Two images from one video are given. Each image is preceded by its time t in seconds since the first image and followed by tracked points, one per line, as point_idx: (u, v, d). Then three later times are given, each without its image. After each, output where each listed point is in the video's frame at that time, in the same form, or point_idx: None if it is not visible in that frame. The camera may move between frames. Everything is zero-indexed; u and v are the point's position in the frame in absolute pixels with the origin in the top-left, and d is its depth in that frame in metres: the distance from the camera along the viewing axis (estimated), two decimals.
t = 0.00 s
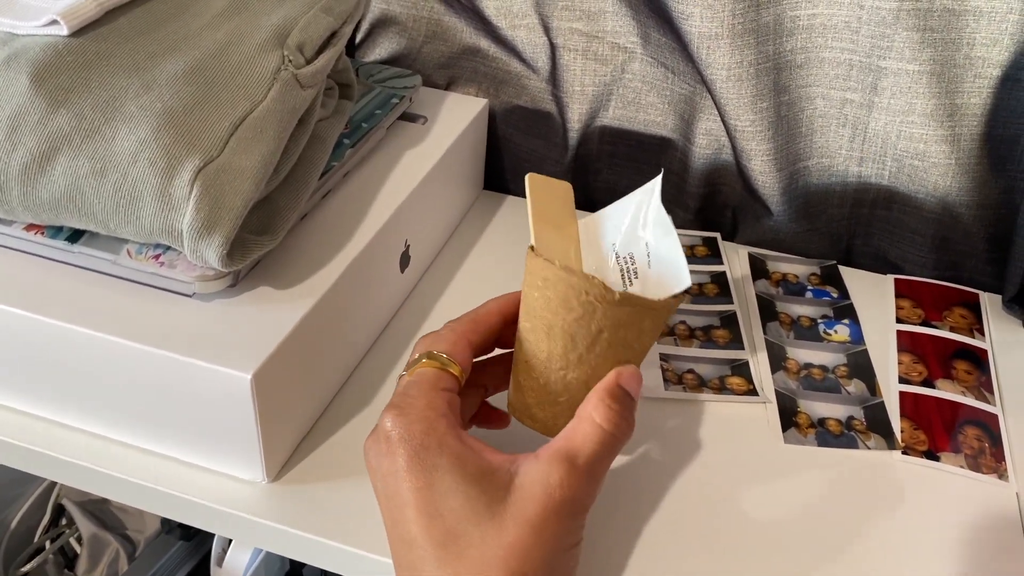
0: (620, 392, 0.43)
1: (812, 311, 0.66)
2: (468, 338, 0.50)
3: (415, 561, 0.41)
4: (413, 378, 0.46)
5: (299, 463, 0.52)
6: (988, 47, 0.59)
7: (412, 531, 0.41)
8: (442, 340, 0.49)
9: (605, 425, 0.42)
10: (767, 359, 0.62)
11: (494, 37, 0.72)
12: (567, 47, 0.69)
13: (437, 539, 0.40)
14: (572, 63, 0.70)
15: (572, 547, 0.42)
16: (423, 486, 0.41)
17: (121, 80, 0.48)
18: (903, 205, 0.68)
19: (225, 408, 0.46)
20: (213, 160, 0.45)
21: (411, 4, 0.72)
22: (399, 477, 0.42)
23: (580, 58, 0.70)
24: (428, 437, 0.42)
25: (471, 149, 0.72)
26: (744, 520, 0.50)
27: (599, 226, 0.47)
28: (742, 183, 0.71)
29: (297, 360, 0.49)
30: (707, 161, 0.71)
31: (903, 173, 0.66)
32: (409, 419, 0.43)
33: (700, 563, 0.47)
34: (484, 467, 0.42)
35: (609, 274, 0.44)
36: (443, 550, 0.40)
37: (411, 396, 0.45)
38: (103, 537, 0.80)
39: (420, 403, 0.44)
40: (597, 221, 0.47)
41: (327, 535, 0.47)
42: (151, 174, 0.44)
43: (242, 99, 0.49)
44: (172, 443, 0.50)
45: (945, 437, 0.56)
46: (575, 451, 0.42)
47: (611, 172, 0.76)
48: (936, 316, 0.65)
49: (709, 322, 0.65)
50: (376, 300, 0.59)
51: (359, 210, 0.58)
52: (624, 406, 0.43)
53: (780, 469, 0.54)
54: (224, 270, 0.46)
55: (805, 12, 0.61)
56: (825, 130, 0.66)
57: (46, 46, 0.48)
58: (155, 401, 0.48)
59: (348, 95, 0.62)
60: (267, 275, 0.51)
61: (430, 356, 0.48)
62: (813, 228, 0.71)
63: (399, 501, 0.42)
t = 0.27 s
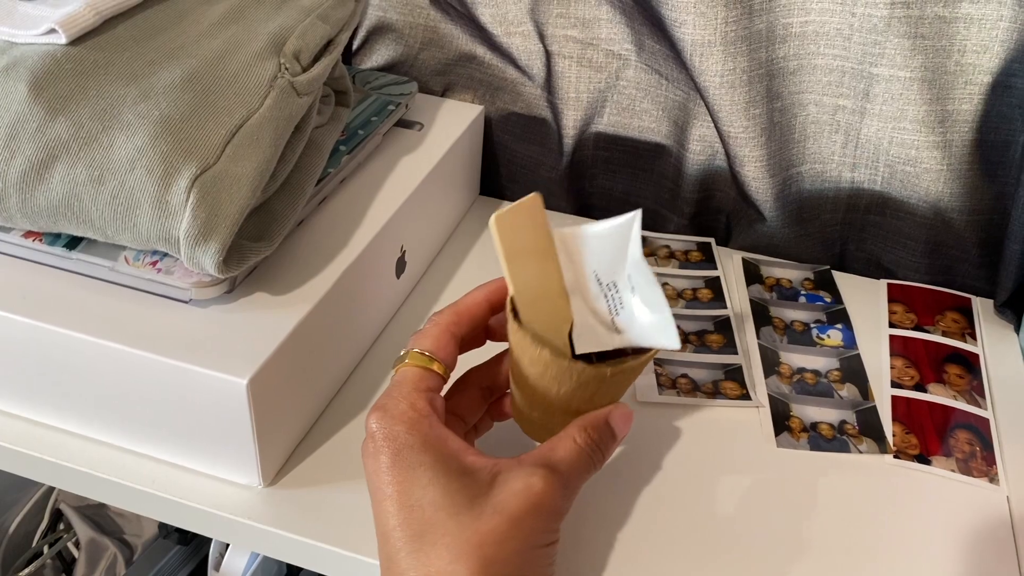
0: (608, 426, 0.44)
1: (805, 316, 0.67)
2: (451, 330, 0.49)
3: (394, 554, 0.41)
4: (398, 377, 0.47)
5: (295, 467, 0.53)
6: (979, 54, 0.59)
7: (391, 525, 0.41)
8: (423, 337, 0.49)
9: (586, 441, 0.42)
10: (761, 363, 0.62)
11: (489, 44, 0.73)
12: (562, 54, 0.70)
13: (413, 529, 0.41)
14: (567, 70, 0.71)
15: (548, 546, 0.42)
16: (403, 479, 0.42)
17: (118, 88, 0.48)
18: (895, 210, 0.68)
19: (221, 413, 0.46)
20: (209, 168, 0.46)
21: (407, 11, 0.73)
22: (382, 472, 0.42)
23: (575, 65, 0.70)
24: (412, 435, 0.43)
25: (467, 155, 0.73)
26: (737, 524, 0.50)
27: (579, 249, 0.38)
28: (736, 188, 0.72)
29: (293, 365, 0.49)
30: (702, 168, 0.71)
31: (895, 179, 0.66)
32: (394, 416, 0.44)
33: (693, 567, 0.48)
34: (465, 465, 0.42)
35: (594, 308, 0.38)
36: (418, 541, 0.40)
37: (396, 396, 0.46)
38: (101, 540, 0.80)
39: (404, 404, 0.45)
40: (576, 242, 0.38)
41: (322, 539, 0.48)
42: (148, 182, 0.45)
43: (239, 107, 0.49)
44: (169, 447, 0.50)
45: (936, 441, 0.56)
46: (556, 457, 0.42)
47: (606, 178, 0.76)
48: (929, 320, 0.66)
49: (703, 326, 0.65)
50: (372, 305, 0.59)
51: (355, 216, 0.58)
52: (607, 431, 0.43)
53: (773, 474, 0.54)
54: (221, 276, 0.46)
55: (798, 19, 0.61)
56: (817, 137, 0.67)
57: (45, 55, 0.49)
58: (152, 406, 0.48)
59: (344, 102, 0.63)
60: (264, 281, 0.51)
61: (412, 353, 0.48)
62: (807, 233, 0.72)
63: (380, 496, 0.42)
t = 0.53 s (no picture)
0: (587, 419, 0.42)
1: (800, 319, 0.67)
2: (412, 327, 0.49)
3: (378, 557, 0.41)
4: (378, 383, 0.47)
5: (289, 470, 0.52)
6: (973, 57, 0.59)
7: (373, 525, 0.41)
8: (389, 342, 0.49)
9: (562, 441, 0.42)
10: (756, 366, 0.62)
11: (484, 48, 0.73)
12: (557, 58, 0.70)
13: (394, 530, 0.40)
14: (562, 74, 0.71)
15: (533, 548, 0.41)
16: (387, 482, 0.42)
17: (112, 91, 0.48)
18: (891, 213, 0.68)
19: (215, 416, 0.46)
20: (203, 170, 0.46)
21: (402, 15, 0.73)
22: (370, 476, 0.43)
23: (570, 68, 0.70)
24: (395, 436, 0.43)
25: (462, 159, 0.73)
26: (732, 527, 0.50)
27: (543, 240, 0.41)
28: (731, 191, 0.72)
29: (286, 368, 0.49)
30: (697, 170, 0.72)
31: (890, 182, 0.66)
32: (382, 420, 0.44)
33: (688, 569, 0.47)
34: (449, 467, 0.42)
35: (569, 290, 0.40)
36: (398, 542, 0.40)
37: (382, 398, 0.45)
38: (95, 545, 0.80)
39: (390, 404, 0.45)
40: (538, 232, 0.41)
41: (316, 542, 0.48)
42: (141, 185, 0.45)
43: (232, 110, 0.49)
44: (163, 451, 0.50)
45: (932, 443, 0.56)
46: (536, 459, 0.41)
47: (601, 181, 0.76)
48: (924, 323, 0.66)
49: (699, 329, 0.65)
50: (367, 308, 0.59)
51: (349, 219, 0.58)
52: (586, 430, 0.42)
53: (768, 477, 0.54)
54: (214, 279, 0.46)
55: (792, 22, 0.62)
56: (812, 139, 0.67)
57: (39, 58, 0.49)
58: (145, 409, 0.48)
59: (339, 106, 0.63)
60: (258, 285, 0.51)
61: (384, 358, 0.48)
62: (802, 235, 0.72)
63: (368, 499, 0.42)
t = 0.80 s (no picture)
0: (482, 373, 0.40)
1: (793, 324, 0.67)
2: (421, 338, 0.52)
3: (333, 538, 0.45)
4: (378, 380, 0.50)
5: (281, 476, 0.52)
6: (964, 62, 0.59)
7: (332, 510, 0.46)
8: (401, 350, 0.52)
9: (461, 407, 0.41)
10: (749, 370, 0.62)
11: (478, 53, 0.73)
12: (550, 63, 0.70)
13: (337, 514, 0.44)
14: (555, 79, 0.71)
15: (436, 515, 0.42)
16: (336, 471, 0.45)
17: (103, 97, 0.48)
18: (884, 218, 0.68)
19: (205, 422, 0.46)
20: (194, 176, 0.46)
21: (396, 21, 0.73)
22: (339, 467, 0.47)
23: (564, 74, 0.70)
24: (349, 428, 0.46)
25: (455, 164, 0.73)
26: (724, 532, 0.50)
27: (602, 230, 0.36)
28: (724, 197, 0.72)
29: (277, 374, 0.49)
30: (690, 175, 0.72)
31: (883, 186, 0.67)
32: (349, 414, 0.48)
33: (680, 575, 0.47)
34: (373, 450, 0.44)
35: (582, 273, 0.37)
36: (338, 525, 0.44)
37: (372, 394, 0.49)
38: (89, 551, 0.79)
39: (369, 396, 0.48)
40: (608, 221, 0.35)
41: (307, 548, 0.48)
42: (132, 191, 0.45)
43: (224, 115, 0.49)
44: (154, 456, 0.50)
45: (924, 448, 0.56)
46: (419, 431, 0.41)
47: (595, 186, 0.77)
48: (917, 328, 0.66)
49: (692, 334, 0.65)
50: (359, 314, 0.59)
51: (342, 224, 0.58)
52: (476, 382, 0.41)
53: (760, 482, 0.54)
54: (205, 285, 0.46)
55: (784, 28, 0.62)
56: (805, 145, 0.67)
57: (30, 64, 0.49)
58: (135, 415, 0.48)
59: (332, 111, 0.63)
60: (250, 290, 0.51)
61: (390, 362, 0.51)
62: (795, 240, 0.72)
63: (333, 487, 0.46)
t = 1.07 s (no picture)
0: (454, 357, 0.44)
1: (798, 330, 0.68)
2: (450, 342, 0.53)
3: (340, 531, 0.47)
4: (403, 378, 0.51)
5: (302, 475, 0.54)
6: (964, 77, 0.61)
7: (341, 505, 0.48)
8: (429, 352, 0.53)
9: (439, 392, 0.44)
10: (755, 375, 0.64)
11: (490, 66, 0.75)
12: (561, 76, 0.72)
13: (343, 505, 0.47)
14: (566, 91, 0.73)
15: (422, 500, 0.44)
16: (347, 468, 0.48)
17: (134, 107, 0.50)
18: (886, 228, 0.70)
19: (231, 421, 0.48)
20: (223, 183, 0.47)
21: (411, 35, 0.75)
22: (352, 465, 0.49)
23: (574, 86, 0.72)
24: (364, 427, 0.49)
25: (468, 173, 0.75)
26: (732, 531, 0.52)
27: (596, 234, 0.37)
28: (730, 206, 0.74)
29: (300, 375, 0.51)
30: (697, 185, 0.74)
31: (886, 197, 0.68)
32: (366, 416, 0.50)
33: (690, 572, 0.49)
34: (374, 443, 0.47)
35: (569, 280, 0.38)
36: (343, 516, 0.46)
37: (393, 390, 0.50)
38: (106, 550, 0.80)
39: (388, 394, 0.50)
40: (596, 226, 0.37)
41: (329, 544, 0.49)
42: (163, 197, 0.46)
43: (251, 125, 0.51)
44: (179, 454, 0.52)
45: (926, 451, 0.58)
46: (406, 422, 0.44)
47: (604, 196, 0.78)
48: (918, 335, 0.68)
49: (699, 340, 0.67)
50: (377, 318, 0.61)
51: (361, 231, 0.60)
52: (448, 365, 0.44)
53: (766, 482, 0.55)
54: (232, 289, 0.48)
55: (789, 42, 0.64)
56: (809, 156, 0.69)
57: (65, 75, 0.51)
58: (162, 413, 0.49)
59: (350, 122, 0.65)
60: (273, 294, 0.53)
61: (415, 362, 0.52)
62: (799, 249, 0.73)
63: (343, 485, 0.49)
